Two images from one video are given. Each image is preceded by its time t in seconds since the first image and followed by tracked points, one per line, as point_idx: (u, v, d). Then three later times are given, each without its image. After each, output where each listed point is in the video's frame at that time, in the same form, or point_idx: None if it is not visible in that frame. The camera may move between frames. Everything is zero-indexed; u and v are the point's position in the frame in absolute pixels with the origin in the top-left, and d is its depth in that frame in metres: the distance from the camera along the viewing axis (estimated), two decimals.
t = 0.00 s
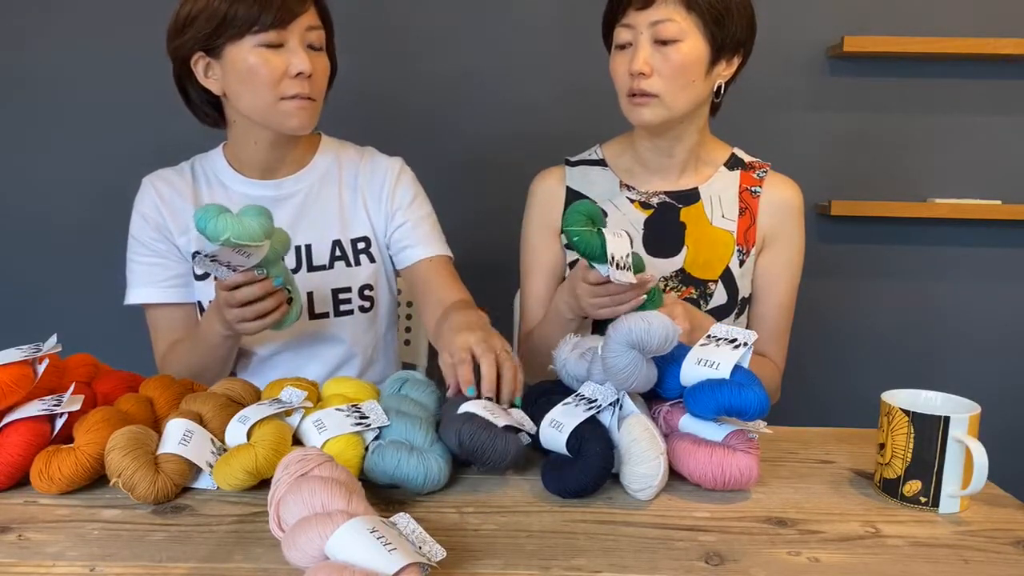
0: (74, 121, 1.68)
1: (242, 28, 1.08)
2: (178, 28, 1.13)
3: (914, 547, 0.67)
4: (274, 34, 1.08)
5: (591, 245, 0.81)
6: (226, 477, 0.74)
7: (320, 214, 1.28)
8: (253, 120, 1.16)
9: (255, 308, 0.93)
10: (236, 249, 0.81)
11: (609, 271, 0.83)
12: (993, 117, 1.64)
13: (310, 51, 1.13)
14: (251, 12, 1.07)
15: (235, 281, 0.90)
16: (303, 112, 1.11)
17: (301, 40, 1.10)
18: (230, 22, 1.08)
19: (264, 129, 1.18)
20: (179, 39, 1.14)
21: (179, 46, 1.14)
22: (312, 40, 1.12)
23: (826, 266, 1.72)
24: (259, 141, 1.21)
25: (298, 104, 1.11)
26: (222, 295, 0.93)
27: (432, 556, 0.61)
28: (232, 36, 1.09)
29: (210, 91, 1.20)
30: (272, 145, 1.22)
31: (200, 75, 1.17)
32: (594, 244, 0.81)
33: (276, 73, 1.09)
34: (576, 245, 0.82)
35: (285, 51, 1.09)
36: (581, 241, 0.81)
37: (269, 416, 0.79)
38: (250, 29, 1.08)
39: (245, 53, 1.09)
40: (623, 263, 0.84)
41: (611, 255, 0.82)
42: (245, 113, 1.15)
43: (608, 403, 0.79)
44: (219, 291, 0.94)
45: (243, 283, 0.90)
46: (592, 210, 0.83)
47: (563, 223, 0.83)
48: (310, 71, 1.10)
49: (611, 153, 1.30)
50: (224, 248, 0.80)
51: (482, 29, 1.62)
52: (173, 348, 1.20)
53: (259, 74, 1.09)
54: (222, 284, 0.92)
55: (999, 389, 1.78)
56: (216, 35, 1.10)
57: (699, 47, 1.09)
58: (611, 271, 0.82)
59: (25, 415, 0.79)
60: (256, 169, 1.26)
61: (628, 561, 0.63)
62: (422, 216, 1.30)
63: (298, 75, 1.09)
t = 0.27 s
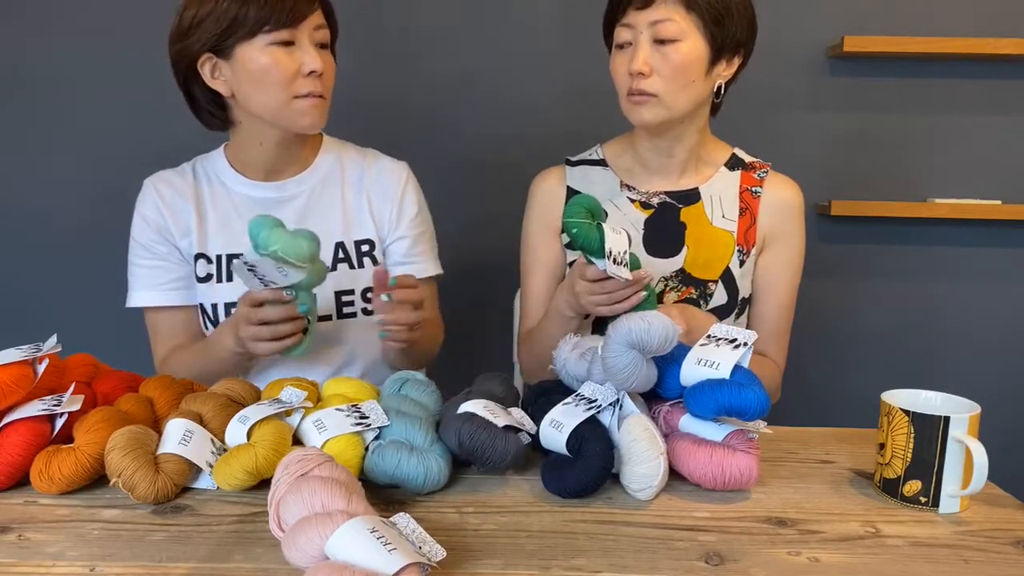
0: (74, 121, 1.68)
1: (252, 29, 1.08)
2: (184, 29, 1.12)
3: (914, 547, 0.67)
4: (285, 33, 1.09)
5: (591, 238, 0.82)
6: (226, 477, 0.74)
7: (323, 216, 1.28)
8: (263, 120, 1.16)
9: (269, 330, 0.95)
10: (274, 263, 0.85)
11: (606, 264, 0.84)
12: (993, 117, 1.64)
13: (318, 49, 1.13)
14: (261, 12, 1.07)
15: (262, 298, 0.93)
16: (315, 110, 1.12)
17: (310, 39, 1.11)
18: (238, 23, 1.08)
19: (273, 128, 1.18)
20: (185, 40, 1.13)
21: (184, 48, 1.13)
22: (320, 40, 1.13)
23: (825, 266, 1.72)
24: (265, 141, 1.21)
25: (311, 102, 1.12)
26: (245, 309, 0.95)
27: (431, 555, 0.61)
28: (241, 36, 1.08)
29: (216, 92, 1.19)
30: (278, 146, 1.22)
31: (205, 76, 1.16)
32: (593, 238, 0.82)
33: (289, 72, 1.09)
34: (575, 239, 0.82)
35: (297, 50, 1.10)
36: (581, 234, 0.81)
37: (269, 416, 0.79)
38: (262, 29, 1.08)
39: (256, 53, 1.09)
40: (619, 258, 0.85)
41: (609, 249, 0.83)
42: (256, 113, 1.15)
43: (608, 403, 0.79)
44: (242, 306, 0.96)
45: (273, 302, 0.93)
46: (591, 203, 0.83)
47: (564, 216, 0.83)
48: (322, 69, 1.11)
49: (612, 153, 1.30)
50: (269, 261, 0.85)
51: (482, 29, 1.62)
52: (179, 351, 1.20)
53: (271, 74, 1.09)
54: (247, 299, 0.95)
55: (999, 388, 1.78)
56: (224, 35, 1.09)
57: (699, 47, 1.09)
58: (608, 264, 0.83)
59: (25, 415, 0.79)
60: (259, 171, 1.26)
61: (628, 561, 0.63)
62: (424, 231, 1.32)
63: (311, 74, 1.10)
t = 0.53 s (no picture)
0: (74, 121, 1.68)
1: (253, 32, 1.07)
2: (184, 31, 1.12)
3: (914, 547, 0.67)
4: (287, 36, 1.09)
5: (599, 232, 0.82)
6: (226, 477, 0.74)
7: (324, 216, 1.28)
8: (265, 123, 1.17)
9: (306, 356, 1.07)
10: (342, 321, 0.87)
11: (613, 258, 0.83)
12: (993, 118, 1.64)
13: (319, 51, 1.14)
14: (263, 15, 1.06)
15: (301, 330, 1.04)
16: (317, 113, 1.13)
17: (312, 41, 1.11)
18: (239, 26, 1.07)
19: (275, 130, 1.19)
20: (185, 43, 1.12)
21: (184, 51, 1.13)
22: (321, 41, 1.13)
23: (825, 266, 1.72)
24: (266, 142, 1.21)
25: (314, 104, 1.12)
26: (280, 337, 1.07)
27: (431, 556, 0.61)
28: (242, 40, 1.08)
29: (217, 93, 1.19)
30: (279, 147, 1.22)
31: (206, 79, 1.16)
32: (601, 231, 0.82)
33: (290, 75, 1.09)
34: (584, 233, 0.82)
35: (298, 52, 1.10)
36: (590, 227, 0.81)
37: (269, 416, 0.79)
38: (263, 32, 1.08)
39: (257, 56, 1.09)
40: (626, 253, 0.84)
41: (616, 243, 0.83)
42: (258, 116, 1.15)
43: (608, 403, 0.79)
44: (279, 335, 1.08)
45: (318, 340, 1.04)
46: (598, 199, 0.83)
47: (570, 209, 0.83)
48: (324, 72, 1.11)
49: (612, 153, 1.31)
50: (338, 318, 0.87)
51: (482, 29, 1.62)
52: (181, 356, 1.24)
53: (273, 77, 1.09)
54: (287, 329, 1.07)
55: (999, 388, 1.78)
56: (225, 39, 1.09)
57: (697, 47, 1.09)
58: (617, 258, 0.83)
59: (25, 416, 0.79)
60: (260, 171, 1.26)
61: (628, 561, 0.63)
62: (427, 237, 1.34)
63: (313, 76, 1.11)
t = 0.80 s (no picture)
0: (74, 121, 1.68)
1: (256, 33, 1.07)
2: (187, 33, 1.12)
3: (914, 547, 0.67)
4: (290, 36, 1.09)
5: (599, 233, 0.81)
6: (226, 477, 0.74)
7: (324, 216, 1.28)
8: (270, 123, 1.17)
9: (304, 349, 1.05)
10: (345, 301, 0.85)
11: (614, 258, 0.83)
12: (993, 118, 1.64)
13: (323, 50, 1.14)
14: (266, 16, 1.06)
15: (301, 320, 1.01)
16: (323, 112, 1.14)
17: (315, 41, 1.12)
18: (242, 27, 1.07)
19: (279, 130, 1.19)
20: (189, 44, 1.12)
21: (188, 53, 1.13)
22: (324, 41, 1.13)
23: (825, 266, 1.72)
24: (270, 142, 1.22)
25: (319, 104, 1.13)
26: (280, 328, 1.05)
27: (431, 556, 0.61)
28: (245, 41, 1.08)
29: (221, 94, 1.19)
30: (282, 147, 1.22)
31: (211, 80, 1.16)
32: (601, 232, 0.81)
33: (295, 75, 1.10)
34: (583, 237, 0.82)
35: (301, 52, 1.10)
36: (590, 231, 0.80)
37: (269, 416, 0.79)
38: (266, 33, 1.07)
39: (261, 57, 1.09)
40: (629, 251, 0.84)
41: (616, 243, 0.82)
42: (263, 117, 1.15)
43: (608, 403, 0.79)
44: (282, 328, 1.06)
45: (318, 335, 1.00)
46: (593, 201, 0.82)
47: (569, 214, 0.82)
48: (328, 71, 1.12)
49: (612, 153, 1.31)
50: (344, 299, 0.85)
51: (482, 29, 1.62)
52: (182, 354, 1.24)
53: (278, 78, 1.09)
54: (289, 321, 1.05)
55: (999, 389, 1.78)
56: (229, 40, 1.09)
57: (691, 50, 1.09)
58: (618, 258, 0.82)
59: (25, 416, 0.79)
60: (261, 171, 1.26)
61: (628, 561, 0.63)
62: (428, 237, 1.34)
63: (317, 76, 1.11)
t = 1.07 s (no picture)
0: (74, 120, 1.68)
1: (264, 31, 1.07)
2: (190, 37, 1.11)
3: (914, 548, 0.67)
4: (296, 31, 1.09)
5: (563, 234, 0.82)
6: (227, 476, 0.74)
7: (324, 215, 1.28)
8: (280, 121, 1.17)
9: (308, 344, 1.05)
10: (348, 292, 0.85)
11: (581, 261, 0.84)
12: (993, 118, 1.64)
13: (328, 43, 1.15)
14: (272, 13, 1.06)
15: (304, 315, 1.00)
16: (333, 106, 1.14)
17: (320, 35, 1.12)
18: (249, 26, 1.07)
19: (288, 128, 1.19)
20: (194, 49, 1.12)
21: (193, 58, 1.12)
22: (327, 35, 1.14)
23: (825, 266, 1.72)
24: (277, 141, 1.22)
25: (329, 98, 1.13)
26: (282, 323, 1.05)
27: (431, 556, 0.61)
28: (252, 40, 1.08)
29: (226, 97, 1.18)
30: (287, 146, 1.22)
31: (217, 84, 1.16)
32: (566, 233, 0.82)
33: (304, 71, 1.10)
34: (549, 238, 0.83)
35: (308, 47, 1.11)
36: (554, 232, 0.81)
37: (269, 416, 0.79)
38: (273, 30, 1.08)
39: (269, 54, 1.09)
40: (595, 253, 0.85)
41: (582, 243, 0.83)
42: (272, 115, 1.15)
43: (608, 403, 0.79)
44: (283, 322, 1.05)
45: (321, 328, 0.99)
46: (558, 204, 0.84)
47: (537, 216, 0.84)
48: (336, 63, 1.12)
49: (612, 153, 1.31)
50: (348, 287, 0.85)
51: (482, 29, 1.62)
52: (181, 352, 1.24)
53: (287, 75, 1.09)
54: (291, 316, 1.04)
55: (999, 389, 1.78)
56: (235, 41, 1.08)
57: (684, 50, 1.09)
58: (584, 261, 0.83)
59: (25, 416, 0.79)
60: (263, 170, 1.26)
61: (628, 561, 0.63)
62: (429, 237, 1.34)
63: (326, 69, 1.12)
